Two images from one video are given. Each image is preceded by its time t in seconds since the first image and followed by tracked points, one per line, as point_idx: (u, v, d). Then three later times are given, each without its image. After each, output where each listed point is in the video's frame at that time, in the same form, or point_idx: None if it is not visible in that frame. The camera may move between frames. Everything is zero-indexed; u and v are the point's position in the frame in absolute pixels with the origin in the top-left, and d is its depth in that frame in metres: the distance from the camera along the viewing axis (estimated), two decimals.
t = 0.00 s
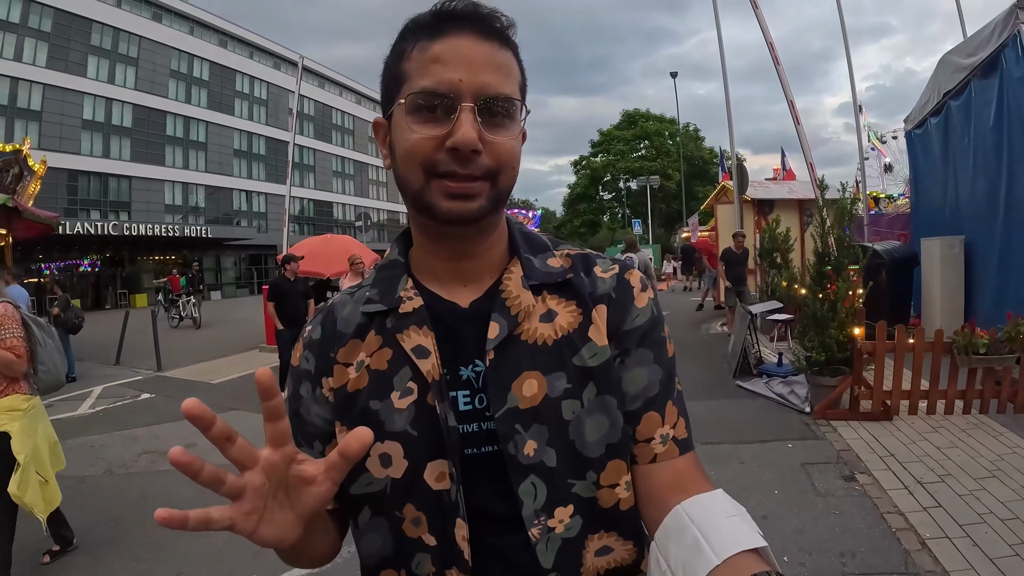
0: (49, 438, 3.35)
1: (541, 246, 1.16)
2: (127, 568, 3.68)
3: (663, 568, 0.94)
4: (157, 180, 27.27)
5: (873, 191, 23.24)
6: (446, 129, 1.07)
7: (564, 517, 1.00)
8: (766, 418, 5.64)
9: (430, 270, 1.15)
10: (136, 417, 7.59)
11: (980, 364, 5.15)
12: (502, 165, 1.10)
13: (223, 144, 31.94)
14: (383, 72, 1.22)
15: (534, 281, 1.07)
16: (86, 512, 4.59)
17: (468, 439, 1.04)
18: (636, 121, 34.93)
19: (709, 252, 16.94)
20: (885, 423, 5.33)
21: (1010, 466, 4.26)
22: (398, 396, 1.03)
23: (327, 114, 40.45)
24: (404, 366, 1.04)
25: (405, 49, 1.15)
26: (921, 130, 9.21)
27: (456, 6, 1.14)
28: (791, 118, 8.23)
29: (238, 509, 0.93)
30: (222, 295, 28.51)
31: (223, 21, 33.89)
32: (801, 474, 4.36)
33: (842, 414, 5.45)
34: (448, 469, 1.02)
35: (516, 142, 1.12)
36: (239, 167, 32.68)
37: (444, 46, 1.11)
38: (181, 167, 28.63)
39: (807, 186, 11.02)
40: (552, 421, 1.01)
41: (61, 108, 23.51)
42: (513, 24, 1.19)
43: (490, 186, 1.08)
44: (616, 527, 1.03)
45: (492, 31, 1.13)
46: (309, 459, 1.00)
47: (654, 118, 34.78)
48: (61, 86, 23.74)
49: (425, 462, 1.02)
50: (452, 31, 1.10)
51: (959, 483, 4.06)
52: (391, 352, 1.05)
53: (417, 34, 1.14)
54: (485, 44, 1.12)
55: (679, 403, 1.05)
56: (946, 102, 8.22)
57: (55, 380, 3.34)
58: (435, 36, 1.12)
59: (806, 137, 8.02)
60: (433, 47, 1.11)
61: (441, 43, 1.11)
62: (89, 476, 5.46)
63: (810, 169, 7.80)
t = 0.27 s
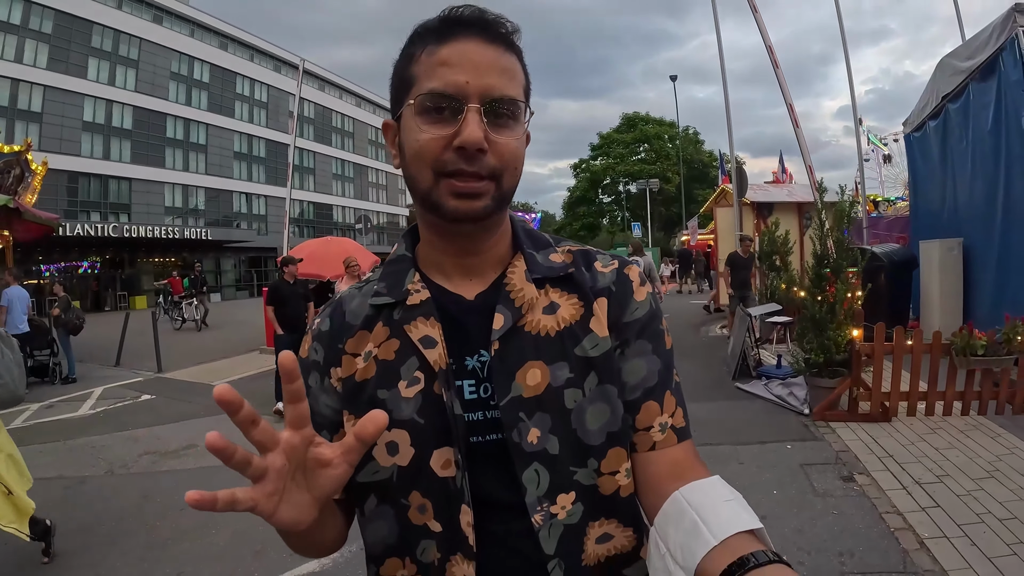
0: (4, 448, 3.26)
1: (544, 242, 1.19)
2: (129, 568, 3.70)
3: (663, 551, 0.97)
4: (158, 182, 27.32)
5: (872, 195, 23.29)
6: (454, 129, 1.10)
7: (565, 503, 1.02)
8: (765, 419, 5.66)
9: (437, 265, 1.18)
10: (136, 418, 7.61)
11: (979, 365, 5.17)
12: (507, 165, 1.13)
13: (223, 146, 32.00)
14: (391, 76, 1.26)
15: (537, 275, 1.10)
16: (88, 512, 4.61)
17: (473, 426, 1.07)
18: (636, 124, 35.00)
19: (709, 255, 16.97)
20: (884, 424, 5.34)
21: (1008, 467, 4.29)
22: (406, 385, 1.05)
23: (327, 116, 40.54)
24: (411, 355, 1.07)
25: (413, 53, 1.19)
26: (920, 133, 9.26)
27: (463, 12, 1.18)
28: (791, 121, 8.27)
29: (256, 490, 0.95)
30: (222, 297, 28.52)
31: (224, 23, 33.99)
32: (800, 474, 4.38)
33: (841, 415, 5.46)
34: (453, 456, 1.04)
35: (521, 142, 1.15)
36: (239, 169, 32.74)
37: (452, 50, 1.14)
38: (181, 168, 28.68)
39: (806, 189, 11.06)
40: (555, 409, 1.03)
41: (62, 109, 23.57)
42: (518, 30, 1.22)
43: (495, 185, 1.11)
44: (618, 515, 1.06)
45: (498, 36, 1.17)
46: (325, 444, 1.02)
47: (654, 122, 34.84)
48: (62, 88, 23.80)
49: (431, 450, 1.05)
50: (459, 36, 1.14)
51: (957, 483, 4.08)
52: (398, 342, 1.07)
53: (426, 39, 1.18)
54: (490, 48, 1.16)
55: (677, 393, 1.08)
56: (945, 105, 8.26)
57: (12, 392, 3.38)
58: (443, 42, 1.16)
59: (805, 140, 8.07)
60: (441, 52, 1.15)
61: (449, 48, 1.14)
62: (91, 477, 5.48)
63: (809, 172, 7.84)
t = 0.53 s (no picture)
0: None
1: (555, 243, 1.24)
2: (134, 568, 3.74)
3: (669, 538, 1.01)
4: (157, 183, 27.36)
5: (871, 198, 23.36)
6: (487, 134, 1.14)
7: (575, 493, 1.07)
8: (764, 421, 5.71)
9: (456, 265, 1.23)
10: (138, 419, 7.64)
11: (976, 366, 5.22)
12: (531, 169, 1.18)
13: (224, 147, 32.05)
14: (408, 84, 1.29)
15: (549, 274, 1.15)
16: (92, 511, 4.65)
17: (487, 418, 1.11)
18: (635, 127, 35.09)
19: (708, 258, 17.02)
20: (882, 426, 5.39)
21: (1005, 467, 4.33)
22: (423, 379, 1.10)
23: (327, 118, 40.61)
24: (430, 350, 1.12)
25: (436, 63, 1.24)
26: (918, 137, 9.33)
27: (483, 25, 1.24)
28: (790, 125, 8.34)
29: (311, 485, 0.96)
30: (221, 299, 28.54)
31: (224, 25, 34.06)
32: (799, 475, 4.42)
33: (840, 416, 5.50)
34: (469, 448, 1.09)
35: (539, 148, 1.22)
36: (238, 171, 32.78)
37: (474, 59, 1.19)
38: (181, 170, 28.72)
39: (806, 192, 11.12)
40: (565, 403, 1.08)
41: (61, 110, 23.60)
42: (530, 42, 1.29)
43: (522, 188, 1.17)
44: (625, 505, 1.10)
45: (512, 47, 1.23)
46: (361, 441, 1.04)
47: (653, 124, 34.93)
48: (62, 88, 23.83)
49: (446, 442, 1.09)
50: (480, 48, 1.20)
51: (955, 484, 4.13)
52: (416, 338, 1.13)
53: (447, 50, 1.23)
54: (508, 58, 1.22)
55: (681, 388, 1.12)
56: (943, 109, 8.33)
57: None
58: (464, 53, 1.21)
59: (805, 143, 8.13)
60: (464, 61, 1.20)
61: (471, 58, 1.20)
62: (94, 477, 5.52)
63: (809, 175, 7.90)
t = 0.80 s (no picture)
0: None
1: (581, 242, 1.31)
2: (146, 566, 3.79)
3: (697, 518, 1.08)
4: (159, 185, 27.43)
5: (871, 201, 23.44)
6: (497, 140, 1.20)
7: (607, 478, 1.13)
8: (768, 421, 5.76)
9: (485, 262, 1.29)
10: (144, 419, 7.70)
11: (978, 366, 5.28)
12: (547, 170, 1.23)
13: (225, 149, 32.13)
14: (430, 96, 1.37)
15: (579, 270, 1.22)
16: (103, 510, 4.71)
17: (522, 408, 1.17)
18: (636, 130, 35.17)
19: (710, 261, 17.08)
20: (885, 425, 5.44)
21: (1007, 466, 4.39)
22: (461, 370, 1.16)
23: (329, 120, 40.73)
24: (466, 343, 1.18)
25: (450, 75, 1.31)
26: (920, 139, 9.39)
27: (490, 33, 1.29)
28: (792, 128, 8.40)
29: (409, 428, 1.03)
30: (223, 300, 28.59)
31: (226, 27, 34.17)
32: (803, 474, 4.48)
33: (843, 416, 5.56)
34: (505, 436, 1.15)
35: (556, 146, 1.26)
36: (240, 173, 32.85)
37: (484, 69, 1.25)
38: (183, 172, 28.80)
39: (807, 195, 11.19)
40: (596, 392, 1.14)
41: (63, 112, 23.67)
42: (541, 43, 1.34)
43: (538, 188, 1.22)
44: (653, 490, 1.17)
45: (522, 52, 1.29)
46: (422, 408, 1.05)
47: (654, 127, 35.01)
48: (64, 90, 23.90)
49: (484, 430, 1.15)
50: (490, 58, 1.26)
51: (958, 482, 4.19)
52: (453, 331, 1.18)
53: (460, 63, 1.30)
54: (518, 63, 1.27)
55: (704, 378, 1.19)
56: (944, 112, 8.39)
57: None
58: (475, 63, 1.27)
59: (807, 146, 8.20)
60: (475, 71, 1.26)
61: (482, 68, 1.26)
62: (102, 476, 5.58)
63: (811, 177, 7.96)
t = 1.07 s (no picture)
0: None
1: (602, 247, 1.38)
2: (154, 564, 3.86)
3: (710, 512, 1.15)
4: (161, 186, 27.52)
5: (873, 203, 23.49)
6: (507, 148, 1.27)
7: (624, 474, 1.19)
8: (769, 422, 5.82)
9: (511, 265, 1.36)
10: (149, 419, 7.77)
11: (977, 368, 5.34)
12: (560, 170, 1.29)
13: (227, 151, 32.23)
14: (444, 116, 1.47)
15: (601, 274, 1.29)
16: (113, 509, 4.78)
17: (546, 407, 1.24)
18: (638, 132, 35.26)
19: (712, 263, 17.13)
20: (885, 427, 5.51)
21: (1005, 467, 4.45)
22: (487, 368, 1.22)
23: (331, 122, 40.85)
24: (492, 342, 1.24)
25: (461, 94, 1.39)
26: (921, 142, 9.46)
27: (493, 51, 1.37)
28: (793, 131, 8.47)
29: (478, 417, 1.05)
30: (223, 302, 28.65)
31: (228, 28, 34.28)
32: (804, 474, 4.54)
33: (843, 417, 5.64)
34: (528, 431, 1.21)
35: (566, 148, 1.31)
36: (242, 174, 32.95)
37: (492, 84, 1.33)
38: (184, 173, 28.89)
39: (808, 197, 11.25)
40: (616, 391, 1.21)
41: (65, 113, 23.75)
42: (544, 54, 1.40)
43: (553, 188, 1.28)
44: (668, 487, 1.24)
45: (527, 65, 1.36)
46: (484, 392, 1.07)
47: (655, 130, 35.09)
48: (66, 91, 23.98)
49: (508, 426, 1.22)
50: (495, 73, 1.34)
51: (956, 483, 4.25)
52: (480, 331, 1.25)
53: (467, 81, 1.38)
54: (523, 75, 1.34)
55: (718, 379, 1.26)
56: (945, 116, 8.46)
57: None
58: (483, 80, 1.35)
59: (808, 149, 8.27)
60: (482, 88, 1.34)
61: (489, 83, 1.34)
62: (108, 476, 5.64)
63: (812, 180, 8.02)
